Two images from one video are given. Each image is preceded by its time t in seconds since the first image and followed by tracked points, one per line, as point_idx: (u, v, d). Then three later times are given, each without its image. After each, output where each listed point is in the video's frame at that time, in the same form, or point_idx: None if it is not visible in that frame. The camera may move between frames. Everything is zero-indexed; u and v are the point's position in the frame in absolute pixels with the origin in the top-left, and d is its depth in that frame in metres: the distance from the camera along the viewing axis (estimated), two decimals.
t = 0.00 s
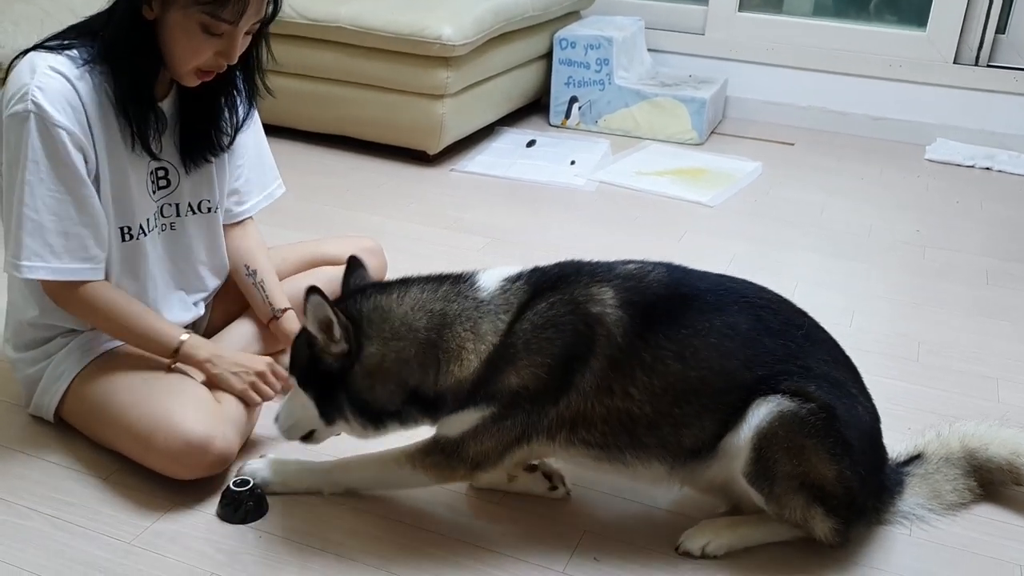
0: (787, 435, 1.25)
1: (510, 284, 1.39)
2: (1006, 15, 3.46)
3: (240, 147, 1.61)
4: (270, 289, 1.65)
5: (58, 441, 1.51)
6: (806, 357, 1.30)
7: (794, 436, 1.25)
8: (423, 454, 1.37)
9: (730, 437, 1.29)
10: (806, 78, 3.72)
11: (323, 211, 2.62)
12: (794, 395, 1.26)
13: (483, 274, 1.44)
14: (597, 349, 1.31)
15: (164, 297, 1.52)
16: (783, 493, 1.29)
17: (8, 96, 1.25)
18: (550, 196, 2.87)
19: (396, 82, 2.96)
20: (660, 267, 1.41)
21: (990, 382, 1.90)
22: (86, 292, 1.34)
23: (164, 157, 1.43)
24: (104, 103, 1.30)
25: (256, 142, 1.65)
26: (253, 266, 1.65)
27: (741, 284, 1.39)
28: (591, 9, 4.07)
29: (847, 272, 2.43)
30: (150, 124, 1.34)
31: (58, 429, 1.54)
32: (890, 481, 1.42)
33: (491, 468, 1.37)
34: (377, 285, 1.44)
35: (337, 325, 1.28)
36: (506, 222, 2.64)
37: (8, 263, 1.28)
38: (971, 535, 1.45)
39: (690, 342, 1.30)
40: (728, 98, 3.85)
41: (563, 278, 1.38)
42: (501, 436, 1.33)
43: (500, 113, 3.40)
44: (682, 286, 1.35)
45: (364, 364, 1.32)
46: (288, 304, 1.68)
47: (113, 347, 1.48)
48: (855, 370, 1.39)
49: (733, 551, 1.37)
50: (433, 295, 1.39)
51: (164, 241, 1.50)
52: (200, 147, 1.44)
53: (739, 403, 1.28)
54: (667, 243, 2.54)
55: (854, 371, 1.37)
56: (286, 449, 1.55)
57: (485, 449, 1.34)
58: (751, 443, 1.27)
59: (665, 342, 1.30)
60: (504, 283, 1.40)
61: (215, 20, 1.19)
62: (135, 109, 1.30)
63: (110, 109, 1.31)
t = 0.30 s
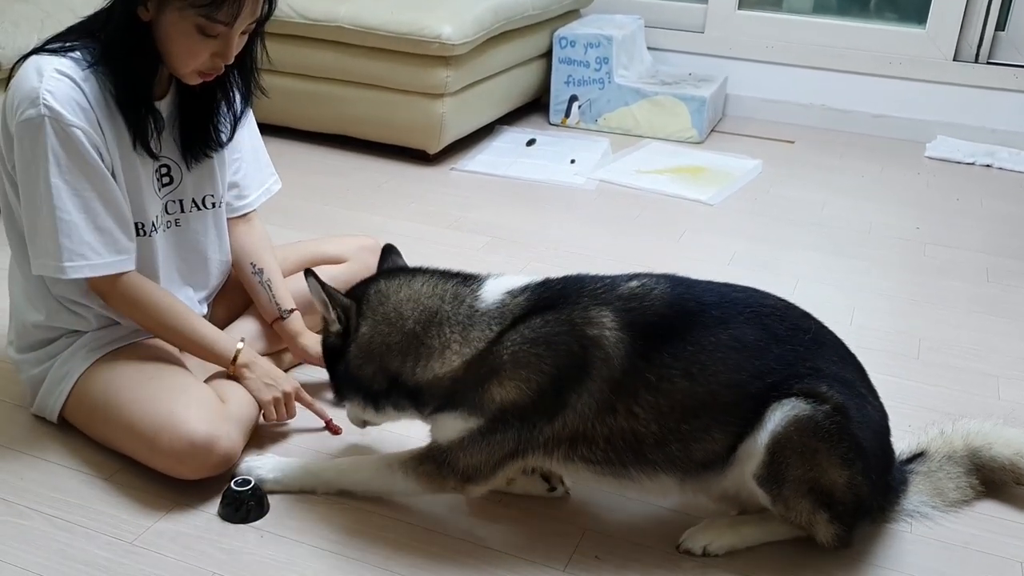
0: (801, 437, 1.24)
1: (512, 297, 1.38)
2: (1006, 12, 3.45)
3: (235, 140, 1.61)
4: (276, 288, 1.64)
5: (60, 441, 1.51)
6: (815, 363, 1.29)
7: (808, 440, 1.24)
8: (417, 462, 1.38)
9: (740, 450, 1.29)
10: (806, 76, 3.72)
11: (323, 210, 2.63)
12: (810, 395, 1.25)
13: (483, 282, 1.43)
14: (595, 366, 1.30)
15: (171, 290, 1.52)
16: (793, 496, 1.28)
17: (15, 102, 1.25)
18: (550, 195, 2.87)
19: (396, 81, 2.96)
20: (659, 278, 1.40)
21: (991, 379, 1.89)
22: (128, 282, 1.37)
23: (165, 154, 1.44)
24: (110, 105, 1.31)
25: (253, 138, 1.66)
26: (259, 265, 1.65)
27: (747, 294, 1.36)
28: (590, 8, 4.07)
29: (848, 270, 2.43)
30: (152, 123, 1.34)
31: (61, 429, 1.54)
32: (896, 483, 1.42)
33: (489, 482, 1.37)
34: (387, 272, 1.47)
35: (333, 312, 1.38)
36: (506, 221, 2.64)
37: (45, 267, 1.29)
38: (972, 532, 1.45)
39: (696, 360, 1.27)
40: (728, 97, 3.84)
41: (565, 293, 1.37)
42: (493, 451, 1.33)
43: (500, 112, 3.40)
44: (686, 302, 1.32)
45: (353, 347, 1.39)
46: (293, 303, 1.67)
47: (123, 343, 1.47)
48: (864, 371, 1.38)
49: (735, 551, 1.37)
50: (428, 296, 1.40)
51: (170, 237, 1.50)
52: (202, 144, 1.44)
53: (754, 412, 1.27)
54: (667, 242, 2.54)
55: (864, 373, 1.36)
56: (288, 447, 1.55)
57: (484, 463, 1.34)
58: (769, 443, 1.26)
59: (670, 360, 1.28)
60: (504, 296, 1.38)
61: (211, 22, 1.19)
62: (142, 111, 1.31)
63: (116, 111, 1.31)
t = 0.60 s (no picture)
0: (809, 459, 1.21)
1: (498, 300, 1.41)
2: (1007, 11, 3.45)
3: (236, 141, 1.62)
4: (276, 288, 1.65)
5: (62, 441, 1.52)
6: (819, 383, 1.25)
7: (817, 465, 1.21)
8: (413, 467, 1.38)
9: (746, 469, 1.27)
10: (807, 74, 3.72)
11: (324, 210, 2.63)
12: (824, 419, 1.22)
13: (475, 292, 1.46)
14: (579, 375, 1.29)
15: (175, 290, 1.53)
16: (799, 516, 1.26)
17: (20, 103, 1.25)
18: (551, 194, 2.87)
19: (396, 81, 2.96)
20: (655, 291, 1.39)
21: (993, 378, 1.89)
22: (134, 283, 1.37)
23: (168, 156, 1.44)
24: (115, 107, 1.31)
25: (256, 140, 1.67)
26: (261, 266, 1.65)
27: (745, 312, 1.33)
28: (591, 7, 4.07)
29: (850, 269, 2.43)
30: (156, 123, 1.34)
31: (62, 430, 1.54)
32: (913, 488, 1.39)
33: (482, 491, 1.36)
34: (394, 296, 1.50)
35: (330, 338, 1.40)
36: (506, 221, 2.64)
37: (50, 269, 1.30)
38: (973, 530, 1.45)
39: (686, 376, 1.26)
40: (728, 96, 3.85)
41: (556, 304, 1.37)
42: (482, 457, 1.32)
43: (501, 111, 3.40)
44: (677, 316, 1.31)
45: (354, 362, 1.40)
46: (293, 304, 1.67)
47: (124, 343, 1.47)
48: (878, 384, 1.33)
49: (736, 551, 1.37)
50: (420, 307, 1.43)
51: (174, 238, 1.51)
52: (205, 146, 1.45)
53: (764, 432, 1.24)
54: (669, 241, 2.54)
55: (877, 387, 1.32)
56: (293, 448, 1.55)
57: (473, 471, 1.32)
58: (780, 465, 1.23)
59: (659, 375, 1.26)
60: (490, 298, 1.42)
61: (216, 25, 1.19)
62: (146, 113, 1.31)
63: (120, 113, 1.31)
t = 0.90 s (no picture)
0: (821, 480, 1.18)
1: (508, 310, 1.39)
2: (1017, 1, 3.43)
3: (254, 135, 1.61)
4: (292, 285, 1.63)
5: (71, 433, 1.52)
6: (825, 403, 1.22)
7: (830, 487, 1.18)
8: (419, 474, 1.36)
9: (749, 491, 1.25)
10: (815, 66, 3.70)
11: (331, 202, 2.63)
12: (823, 431, 1.20)
13: (487, 297, 1.44)
14: (581, 391, 1.28)
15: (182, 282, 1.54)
16: (807, 533, 1.24)
17: (33, 98, 1.25)
18: (558, 187, 2.87)
19: (404, 73, 2.96)
20: (660, 308, 1.36)
21: (1001, 370, 1.89)
22: (151, 277, 1.37)
23: (179, 152, 1.44)
24: (127, 101, 1.31)
25: (273, 135, 1.66)
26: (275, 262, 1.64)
27: (746, 331, 1.30)
28: None
29: (857, 261, 2.42)
30: (168, 119, 1.34)
31: (72, 421, 1.55)
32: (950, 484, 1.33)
33: (484, 503, 1.35)
34: (404, 286, 1.49)
35: (334, 326, 1.40)
36: (513, 213, 2.64)
37: (69, 263, 1.31)
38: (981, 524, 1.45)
39: (683, 398, 1.24)
40: (736, 88, 3.83)
41: (561, 318, 1.35)
42: (485, 470, 1.30)
43: (509, 104, 3.40)
44: (677, 336, 1.28)
45: (360, 354, 1.39)
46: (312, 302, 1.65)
47: (132, 337, 1.48)
48: (900, 398, 1.27)
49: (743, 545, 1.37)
50: (432, 307, 1.41)
51: (181, 233, 1.51)
52: (216, 141, 1.45)
53: (772, 452, 1.22)
54: (675, 233, 2.54)
55: (896, 401, 1.26)
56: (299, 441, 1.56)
57: (472, 484, 1.31)
58: (789, 485, 1.21)
59: (657, 396, 1.25)
60: (500, 308, 1.40)
61: (229, 22, 1.19)
62: (157, 109, 1.31)
63: (131, 108, 1.31)
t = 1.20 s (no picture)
0: (846, 501, 1.17)
1: (526, 313, 1.40)
2: None
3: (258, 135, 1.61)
4: (296, 285, 1.64)
5: (75, 429, 1.53)
6: (836, 415, 1.21)
7: (856, 509, 1.17)
8: (424, 476, 1.37)
9: (757, 504, 1.24)
10: (817, 62, 3.70)
11: (334, 199, 2.64)
12: (844, 444, 1.18)
13: (508, 296, 1.45)
14: (591, 397, 1.28)
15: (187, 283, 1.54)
16: (821, 547, 1.23)
17: (41, 98, 1.26)
18: (561, 183, 2.87)
19: (407, 71, 2.96)
20: (673, 317, 1.37)
21: (1003, 367, 1.89)
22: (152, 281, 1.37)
23: (188, 151, 1.45)
24: (134, 101, 1.31)
25: (278, 136, 1.66)
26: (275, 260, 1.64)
27: (757, 341, 1.30)
28: None
29: (860, 258, 2.42)
30: (176, 121, 1.35)
31: (76, 418, 1.56)
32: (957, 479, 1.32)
33: (491, 507, 1.35)
34: (415, 273, 1.50)
35: (335, 318, 1.39)
36: (516, 210, 2.64)
37: (72, 263, 1.31)
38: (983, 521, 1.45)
39: (691, 408, 1.23)
40: (739, 84, 3.83)
41: (575, 325, 1.35)
42: (493, 474, 1.31)
43: (511, 100, 3.40)
44: (689, 345, 1.28)
45: (375, 342, 1.39)
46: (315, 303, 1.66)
47: (137, 335, 1.49)
48: (910, 408, 1.26)
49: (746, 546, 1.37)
50: (452, 300, 1.41)
51: (186, 233, 1.52)
52: (224, 140, 1.45)
53: (796, 462, 1.20)
54: (677, 230, 2.54)
55: (906, 412, 1.25)
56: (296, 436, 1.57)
57: (480, 487, 1.32)
58: (811, 503, 1.19)
59: (664, 406, 1.24)
60: (521, 310, 1.40)
61: (233, 26, 1.19)
62: (165, 109, 1.32)
63: (139, 108, 1.32)
